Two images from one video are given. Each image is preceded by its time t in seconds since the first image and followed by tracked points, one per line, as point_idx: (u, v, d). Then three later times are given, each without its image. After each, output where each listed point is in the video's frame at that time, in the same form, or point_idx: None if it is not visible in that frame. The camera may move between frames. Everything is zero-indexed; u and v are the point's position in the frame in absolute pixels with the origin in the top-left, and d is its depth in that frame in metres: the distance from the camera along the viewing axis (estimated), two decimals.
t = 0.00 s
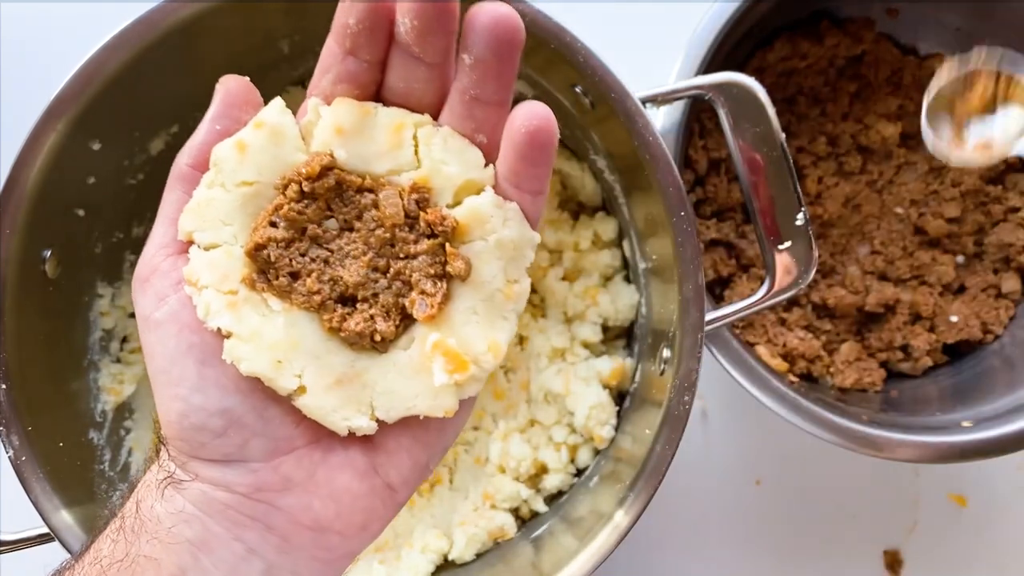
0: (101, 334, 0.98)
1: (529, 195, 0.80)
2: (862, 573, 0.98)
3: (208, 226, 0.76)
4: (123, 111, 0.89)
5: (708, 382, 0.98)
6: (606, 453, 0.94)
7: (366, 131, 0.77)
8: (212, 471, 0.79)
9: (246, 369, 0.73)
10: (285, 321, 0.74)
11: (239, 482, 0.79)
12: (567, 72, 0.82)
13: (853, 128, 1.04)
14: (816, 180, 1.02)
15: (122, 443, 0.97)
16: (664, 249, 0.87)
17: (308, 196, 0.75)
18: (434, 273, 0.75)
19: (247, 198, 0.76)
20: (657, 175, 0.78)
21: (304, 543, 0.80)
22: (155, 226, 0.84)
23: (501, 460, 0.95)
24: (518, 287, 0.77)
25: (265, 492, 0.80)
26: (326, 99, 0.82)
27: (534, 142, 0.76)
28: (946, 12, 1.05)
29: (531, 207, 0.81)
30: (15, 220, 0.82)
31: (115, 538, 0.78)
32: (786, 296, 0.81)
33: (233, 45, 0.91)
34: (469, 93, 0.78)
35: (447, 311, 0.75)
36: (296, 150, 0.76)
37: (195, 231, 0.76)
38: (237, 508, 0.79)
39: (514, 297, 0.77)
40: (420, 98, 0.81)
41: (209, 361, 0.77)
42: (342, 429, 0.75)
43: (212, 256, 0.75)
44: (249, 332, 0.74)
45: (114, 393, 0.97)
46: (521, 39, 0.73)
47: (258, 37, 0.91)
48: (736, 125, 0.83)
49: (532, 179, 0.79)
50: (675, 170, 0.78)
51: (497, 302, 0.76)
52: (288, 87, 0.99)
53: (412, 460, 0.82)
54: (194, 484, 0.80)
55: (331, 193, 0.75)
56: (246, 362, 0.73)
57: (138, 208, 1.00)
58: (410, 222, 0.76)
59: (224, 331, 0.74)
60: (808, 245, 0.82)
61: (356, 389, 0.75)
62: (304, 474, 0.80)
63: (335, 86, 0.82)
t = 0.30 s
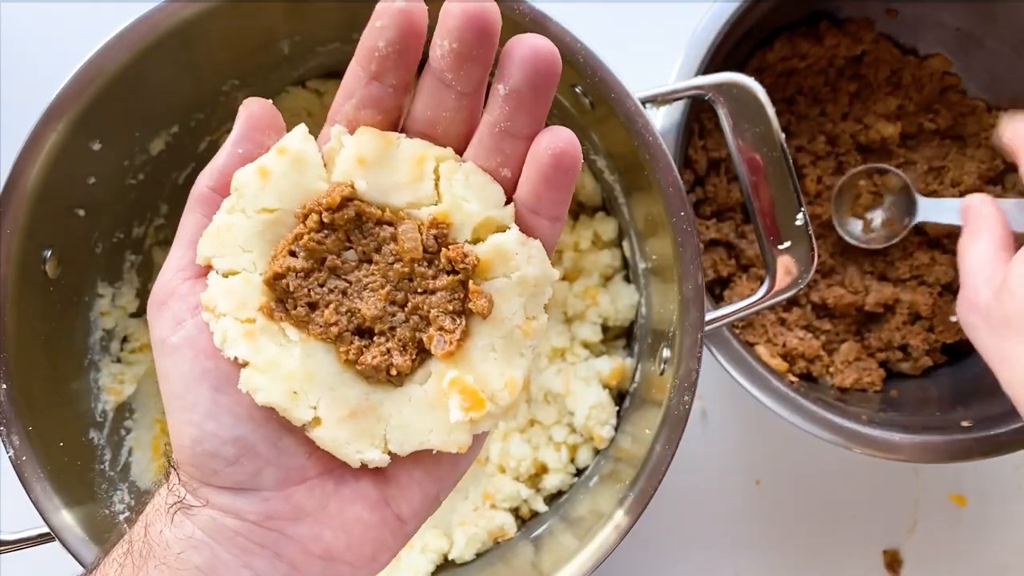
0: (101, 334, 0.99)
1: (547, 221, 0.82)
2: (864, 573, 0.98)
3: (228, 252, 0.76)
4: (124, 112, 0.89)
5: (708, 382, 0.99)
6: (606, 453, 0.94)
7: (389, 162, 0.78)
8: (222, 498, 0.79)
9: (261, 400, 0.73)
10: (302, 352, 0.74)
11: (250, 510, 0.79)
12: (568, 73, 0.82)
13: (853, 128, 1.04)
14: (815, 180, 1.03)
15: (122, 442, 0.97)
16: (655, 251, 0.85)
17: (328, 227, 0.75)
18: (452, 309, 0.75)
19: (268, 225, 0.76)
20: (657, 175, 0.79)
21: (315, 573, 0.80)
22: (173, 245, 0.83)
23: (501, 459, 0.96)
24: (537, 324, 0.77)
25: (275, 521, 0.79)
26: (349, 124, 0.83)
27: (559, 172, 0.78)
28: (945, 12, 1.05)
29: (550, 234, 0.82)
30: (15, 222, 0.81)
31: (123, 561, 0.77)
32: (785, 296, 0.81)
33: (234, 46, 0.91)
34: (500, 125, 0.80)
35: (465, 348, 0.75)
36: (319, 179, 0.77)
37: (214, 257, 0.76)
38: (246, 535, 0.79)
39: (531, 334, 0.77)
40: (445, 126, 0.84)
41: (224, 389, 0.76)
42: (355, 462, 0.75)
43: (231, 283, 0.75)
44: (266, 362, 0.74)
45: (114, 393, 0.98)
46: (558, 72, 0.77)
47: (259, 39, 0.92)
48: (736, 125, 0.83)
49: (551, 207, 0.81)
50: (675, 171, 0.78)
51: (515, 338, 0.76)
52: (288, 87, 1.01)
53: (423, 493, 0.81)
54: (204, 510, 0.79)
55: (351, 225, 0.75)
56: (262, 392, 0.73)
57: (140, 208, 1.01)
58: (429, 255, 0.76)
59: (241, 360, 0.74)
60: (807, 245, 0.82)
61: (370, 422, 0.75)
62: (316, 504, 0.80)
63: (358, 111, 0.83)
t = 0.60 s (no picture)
0: (101, 334, 1.00)
1: (566, 188, 0.78)
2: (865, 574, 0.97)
3: (246, 235, 0.73)
4: (123, 111, 0.89)
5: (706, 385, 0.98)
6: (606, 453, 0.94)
7: (407, 137, 0.75)
8: (246, 487, 0.76)
9: (282, 384, 0.70)
10: (322, 335, 0.71)
11: (276, 499, 0.76)
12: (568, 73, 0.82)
13: (853, 128, 1.04)
14: (815, 180, 1.03)
15: (122, 442, 0.98)
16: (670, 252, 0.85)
17: (347, 204, 0.72)
18: (471, 287, 0.70)
19: (286, 206, 0.73)
20: (657, 175, 0.78)
21: (341, 561, 0.76)
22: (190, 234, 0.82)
23: (501, 459, 0.97)
24: (560, 300, 0.73)
25: (301, 509, 0.76)
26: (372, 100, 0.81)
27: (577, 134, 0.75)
28: (946, 11, 1.03)
29: (566, 201, 0.79)
30: (15, 221, 0.81)
31: (144, 552, 0.77)
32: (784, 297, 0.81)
33: (236, 45, 0.91)
34: (523, 92, 0.77)
35: (486, 327, 0.71)
36: (340, 156, 0.74)
37: (233, 240, 0.74)
38: (272, 524, 0.76)
39: (555, 310, 0.73)
40: (472, 98, 0.81)
41: (246, 375, 0.74)
42: (380, 447, 0.71)
43: (250, 265, 0.72)
44: (286, 346, 0.71)
45: (114, 393, 0.98)
46: (582, 33, 0.74)
47: (261, 38, 0.92)
48: (736, 125, 0.83)
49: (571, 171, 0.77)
50: (675, 171, 0.78)
51: (538, 315, 0.72)
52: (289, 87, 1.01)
53: (450, 477, 0.76)
54: (228, 500, 0.77)
55: (369, 200, 0.72)
56: (283, 377, 0.70)
57: (138, 208, 1.01)
58: (450, 229, 0.72)
59: (262, 345, 0.71)
60: (807, 245, 0.82)
61: (394, 406, 0.71)
62: (342, 490, 0.75)
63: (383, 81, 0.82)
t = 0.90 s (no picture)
0: (101, 334, 0.99)
1: (544, 173, 0.77)
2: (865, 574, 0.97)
3: (230, 234, 0.72)
4: (123, 111, 0.89)
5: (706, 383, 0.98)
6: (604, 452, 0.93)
7: (383, 125, 0.72)
8: (241, 481, 0.74)
9: (278, 379, 0.70)
10: (315, 330, 0.71)
11: (271, 493, 0.74)
12: (567, 74, 0.82)
13: (853, 127, 1.04)
14: (816, 180, 1.03)
15: (122, 442, 0.98)
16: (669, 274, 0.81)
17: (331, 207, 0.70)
18: (455, 278, 0.69)
19: (269, 204, 0.72)
20: (657, 175, 0.78)
21: (338, 552, 0.73)
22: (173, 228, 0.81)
23: (501, 459, 0.96)
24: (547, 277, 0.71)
25: (297, 502, 0.74)
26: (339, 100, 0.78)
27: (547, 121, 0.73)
28: (947, 11, 1.03)
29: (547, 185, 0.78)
30: (15, 222, 0.81)
31: (139, 550, 0.75)
32: (786, 298, 0.80)
33: (235, 45, 0.91)
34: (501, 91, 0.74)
35: (474, 315, 0.70)
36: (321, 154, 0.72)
37: (216, 239, 0.73)
38: (268, 519, 0.74)
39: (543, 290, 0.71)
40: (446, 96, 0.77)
41: (237, 370, 0.73)
42: (376, 439, 0.71)
43: (236, 263, 0.71)
44: (280, 341, 0.70)
45: (114, 393, 0.98)
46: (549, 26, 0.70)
47: (260, 38, 0.92)
48: (736, 125, 0.82)
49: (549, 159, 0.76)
50: (675, 170, 0.78)
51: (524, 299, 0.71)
52: (288, 86, 1.01)
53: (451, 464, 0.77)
54: (223, 495, 0.75)
55: (354, 203, 0.70)
56: (278, 372, 0.69)
57: (138, 208, 1.01)
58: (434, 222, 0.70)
59: (254, 341, 0.70)
60: (807, 244, 0.82)
61: (390, 397, 0.71)
62: (337, 481, 0.74)
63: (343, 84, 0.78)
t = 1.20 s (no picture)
0: (101, 334, 0.99)
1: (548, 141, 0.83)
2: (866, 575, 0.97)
3: (238, 233, 0.70)
4: (123, 111, 0.89)
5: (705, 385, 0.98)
6: (606, 453, 0.93)
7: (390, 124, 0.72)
8: (248, 482, 0.74)
9: (290, 372, 0.68)
10: (326, 324, 0.70)
11: (279, 492, 0.74)
12: (567, 73, 0.82)
13: (853, 127, 1.04)
14: (816, 180, 1.03)
15: (122, 442, 0.98)
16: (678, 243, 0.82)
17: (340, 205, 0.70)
18: (464, 262, 0.70)
19: (278, 204, 0.71)
20: (657, 175, 0.78)
21: (347, 552, 0.74)
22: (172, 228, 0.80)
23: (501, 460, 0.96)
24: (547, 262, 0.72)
25: (305, 500, 0.74)
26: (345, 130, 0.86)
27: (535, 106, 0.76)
28: (946, 11, 1.03)
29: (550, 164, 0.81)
30: (15, 220, 0.81)
31: (140, 557, 0.74)
32: (785, 298, 0.81)
33: (235, 45, 0.91)
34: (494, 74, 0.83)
35: (480, 298, 0.71)
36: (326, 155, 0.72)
37: (225, 239, 0.71)
38: (275, 519, 0.74)
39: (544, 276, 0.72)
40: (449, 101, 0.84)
41: (246, 372, 0.71)
42: (387, 428, 0.70)
43: (246, 260, 0.70)
44: (292, 334, 0.69)
45: (114, 393, 0.98)
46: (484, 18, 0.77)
47: (260, 38, 0.92)
48: (736, 125, 0.82)
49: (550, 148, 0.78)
50: (676, 170, 0.78)
51: (528, 284, 0.71)
52: (287, 87, 1.01)
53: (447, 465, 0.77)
54: (229, 498, 0.74)
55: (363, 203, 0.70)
56: (291, 364, 0.68)
57: (138, 208, 1.01)
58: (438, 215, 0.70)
59: (266, 335, 0.69)
60: (808, 244, 0.82)
61: (397, 386, 0.70)
62: (345, 477, 0.74)
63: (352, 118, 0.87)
